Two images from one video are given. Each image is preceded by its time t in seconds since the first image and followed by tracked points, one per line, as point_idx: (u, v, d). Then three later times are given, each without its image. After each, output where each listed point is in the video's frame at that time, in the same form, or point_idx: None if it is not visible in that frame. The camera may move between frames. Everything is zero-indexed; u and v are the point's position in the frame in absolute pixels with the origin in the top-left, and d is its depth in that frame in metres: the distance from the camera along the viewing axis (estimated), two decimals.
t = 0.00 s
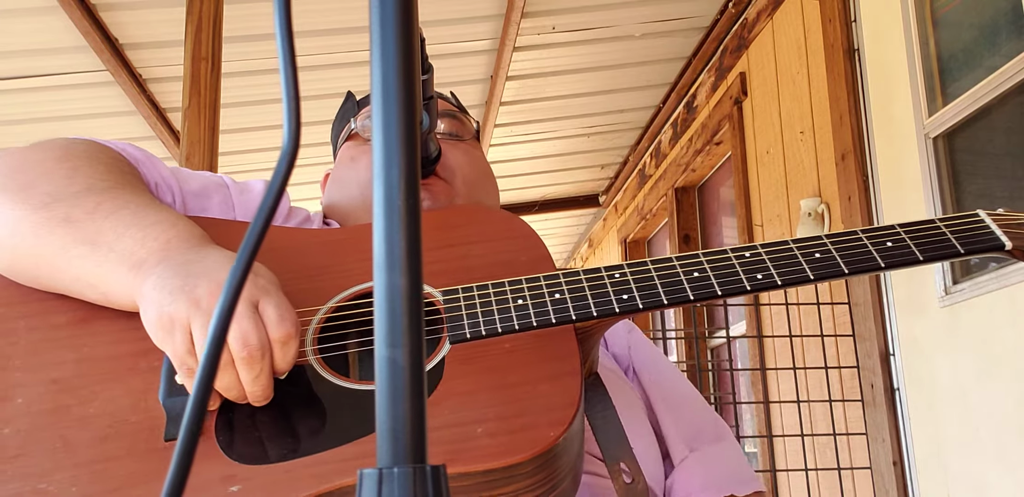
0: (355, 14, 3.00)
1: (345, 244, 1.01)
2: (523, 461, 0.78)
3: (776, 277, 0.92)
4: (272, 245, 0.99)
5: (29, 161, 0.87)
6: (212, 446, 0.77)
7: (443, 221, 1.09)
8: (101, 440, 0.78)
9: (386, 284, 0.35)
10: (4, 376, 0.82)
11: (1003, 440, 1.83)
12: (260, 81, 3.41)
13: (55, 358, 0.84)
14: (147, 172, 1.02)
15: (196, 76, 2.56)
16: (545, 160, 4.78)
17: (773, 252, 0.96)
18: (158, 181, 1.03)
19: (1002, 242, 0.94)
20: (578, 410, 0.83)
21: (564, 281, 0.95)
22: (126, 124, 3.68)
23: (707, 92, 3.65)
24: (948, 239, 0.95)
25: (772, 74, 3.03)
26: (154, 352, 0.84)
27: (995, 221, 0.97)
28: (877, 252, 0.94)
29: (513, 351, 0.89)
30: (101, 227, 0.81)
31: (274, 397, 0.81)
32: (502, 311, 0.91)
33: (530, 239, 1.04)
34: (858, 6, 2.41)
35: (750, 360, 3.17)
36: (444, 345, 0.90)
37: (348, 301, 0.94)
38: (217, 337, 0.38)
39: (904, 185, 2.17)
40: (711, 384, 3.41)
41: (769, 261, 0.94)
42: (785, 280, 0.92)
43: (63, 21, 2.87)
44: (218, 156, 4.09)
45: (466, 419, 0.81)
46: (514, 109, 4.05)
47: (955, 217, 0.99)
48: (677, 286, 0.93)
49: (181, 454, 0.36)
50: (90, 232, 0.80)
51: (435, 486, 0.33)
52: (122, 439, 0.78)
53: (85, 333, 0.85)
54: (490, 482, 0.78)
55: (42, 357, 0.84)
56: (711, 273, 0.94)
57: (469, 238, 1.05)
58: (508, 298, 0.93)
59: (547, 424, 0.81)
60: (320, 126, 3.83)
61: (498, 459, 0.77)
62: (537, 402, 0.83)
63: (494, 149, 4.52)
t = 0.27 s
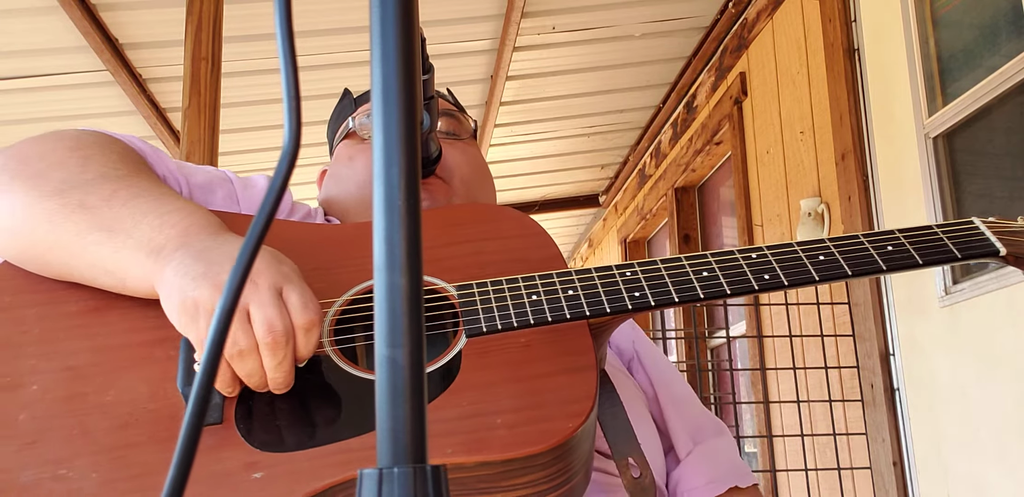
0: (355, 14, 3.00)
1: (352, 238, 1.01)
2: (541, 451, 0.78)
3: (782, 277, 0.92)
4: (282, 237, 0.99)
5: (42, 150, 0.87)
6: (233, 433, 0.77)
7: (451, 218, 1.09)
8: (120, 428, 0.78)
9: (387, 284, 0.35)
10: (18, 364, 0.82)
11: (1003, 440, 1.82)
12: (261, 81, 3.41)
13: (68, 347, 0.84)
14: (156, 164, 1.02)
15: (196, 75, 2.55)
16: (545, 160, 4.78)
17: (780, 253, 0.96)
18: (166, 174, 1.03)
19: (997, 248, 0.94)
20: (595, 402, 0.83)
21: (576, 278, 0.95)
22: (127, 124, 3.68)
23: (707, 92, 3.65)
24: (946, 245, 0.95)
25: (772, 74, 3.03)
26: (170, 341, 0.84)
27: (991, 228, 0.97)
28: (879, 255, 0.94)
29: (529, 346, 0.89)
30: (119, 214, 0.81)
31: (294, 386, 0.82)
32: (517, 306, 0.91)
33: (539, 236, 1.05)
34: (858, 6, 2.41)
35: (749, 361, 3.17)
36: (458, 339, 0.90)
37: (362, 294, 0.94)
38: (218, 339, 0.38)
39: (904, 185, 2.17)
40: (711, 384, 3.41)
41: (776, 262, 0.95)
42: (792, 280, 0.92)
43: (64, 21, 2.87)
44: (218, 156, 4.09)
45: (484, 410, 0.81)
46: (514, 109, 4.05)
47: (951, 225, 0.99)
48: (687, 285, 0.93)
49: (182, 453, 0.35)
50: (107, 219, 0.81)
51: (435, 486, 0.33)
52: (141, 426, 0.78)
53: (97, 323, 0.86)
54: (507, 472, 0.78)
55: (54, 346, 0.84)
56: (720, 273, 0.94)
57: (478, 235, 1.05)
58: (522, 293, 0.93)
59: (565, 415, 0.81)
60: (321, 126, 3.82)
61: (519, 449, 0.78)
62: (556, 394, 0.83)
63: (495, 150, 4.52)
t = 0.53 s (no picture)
0: (355, 14, 3.00)
1: (355, 236, 1.01)
2: (543, 447, 0.78)
3: (782, 282, 0.92)
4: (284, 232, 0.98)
5: (54, 139, 0.88)
6: (237, 423, 0.77)
7: (454, 217, 1.08)
8: (125, 415, 0.78)
9: (386, 284, 0.35)
10: (24, 351, 0.82)
11: (1003, 441, 1.82)
12: (261, 81, 3.41)
13: (73, 333, 0.84)
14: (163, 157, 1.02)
15: (196, 76, 2.55)
16: (546, 160, 4.78)
17: (780, 260, 0.96)
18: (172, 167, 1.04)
19: (994, 260, 0.95)
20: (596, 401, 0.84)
21: (579, 280, 0.95)
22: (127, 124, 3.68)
23: (707, 92, 3.65)
24: (944, 255, 0.95)
25: (772, 74, 3.03)
26: (174, 332, 0.84)
27: (988, 240, 0.97)
28: (877, 263, 0.94)
29: (532, 344, 0.88)
30: (129, 201, 0.81)
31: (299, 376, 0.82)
32: (520, 305, 0.91)
33: (541, 237, 1.05)
34: (858, 6, 2.41)
35: (749, 361, 3.17)
36: (462, 336, 0.89)
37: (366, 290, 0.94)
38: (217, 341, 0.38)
39: (904, 185, 2.17)
40: (710, 384, 3.41)
41: (776, 267, 0.95)
42: (791, 286, 0.92)
43: (63, 21, 2.87)
44: (218, 156, 4.09)
45: (487, 406, 0.81)
46: (514, 109, 4.05)
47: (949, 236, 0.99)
48: (688, 289, 0.93)
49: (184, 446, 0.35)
50: (118, 206, 0.81)
51: (435, 486, 0.33)
52: (145, 414, 0.78)
53: (106, 311, 0.85)
54: (508, 466, 0.79)
55: (61, 333, 0.84)
56: (721, 277, 0.94)
57: (481, 235, 1.05)
58: (525, 293, 0.93)
59: (567, 412, 0.81)
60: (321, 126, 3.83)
61: (520, 444, 0.78)
62: (556, 391, 0.83)
63: (495, 149, 4.52)
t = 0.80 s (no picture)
0: (355, 13, 2.99)
1: (349, 241, 0.99)
2: (540, 458, 0.78)
3: (783, 281, 0.91)
4: (276, 243, 0.97)
5: (40, 151, 0.87)
6: (229, 436, 0.77)
7: (449, 220, 1.07)
8: (115, 431, 0.78)
9: (386, 284, 0.33)
10: (12, 367, 0.82)
11: (1006, 441, 1.81)
12: (260, 81, 3.40)
13: (62, 348, 0.84)
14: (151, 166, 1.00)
15: (194, 75, 2.54)
16: (546, 160, 4.77)
17: (780, 257, 0.94)
18: (161, 175, 1.02)
19: (998, 252, 0.93)
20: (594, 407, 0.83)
21: (575, 282, 0.93)
22: (126, 124, 3.67)
23: (708, 92, 3.64)
24: (947, 248, 0.94)
25: (773, 74, 3.02)
26: (164, 345, 0.84)
27: (992, 231, 0.96)
28: (880, 259, 0.93)
29: (528, 349, 0.88)
30: (116, 215, 0.81)
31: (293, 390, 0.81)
32: (516, 310, 0.89)
33: (538, 239, 1.03)
34: (861, 5, 2.39)
35: (751, 361, 3.16)
36: (457, 344, 0.88)
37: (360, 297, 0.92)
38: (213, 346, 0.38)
39: (905, 185, 2.16)
40: (712, 384, 3.40)
41: (775, 265, 0.93)
42: (792, 285, 0.91)
43: (61, 20, 2.86)
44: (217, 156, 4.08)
45: (483, 415, 0.80)
46: (514, 109, 4.04)
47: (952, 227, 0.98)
48: (686, 289, 0.92)
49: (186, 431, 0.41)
50: (104, 220, 0.81)
51: (435, 488, 0.32)
52: (136, 430, 0.79)
53: (94, 325, 0.85)
54: (506, 477, 0.78)
55: (49, 348, 0.84)
56: (720, 277, 0.92)
57: (478, 237, 1.04)
58: (521, 296, 0.91)
59: (565, 420, 0.80)
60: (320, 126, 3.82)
61: (516, 455, 0.77)
62: (554, 399, 0.82)
63: (495, 149, 4.51)
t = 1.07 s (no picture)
0: (356, 14, 3.01)
1: (344, 251, 1.02)
2: (538, 460, 0.79)
3: (777, 272, 0.93)
4: (273, 255, 0.99)
5: (22, 175, 0.88)
6: (227, 452, 0.78)
7: (445, 225, 1.09)
8: (113, 452, 0.79)
9: (387, 284, 0.35)
10: (9, 390, 0.83)
11: (1003, 440, 1.83)
12: (260, 82, 3.42)
13: (61, 369, 0.85)
14: (140, 185, 1.03)
15: (197, 76, 2.56)
16: (546, 160, 4.78)
17: (773, 247, 0.96)
18: (151, 191, 1.04)
19: (994, 235, 0.95)
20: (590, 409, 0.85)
21: (570, 281, 0.96)
22: (127, 125, 3.68)
23: (707, 92, 3.66)
24: (941, 233, 0.96)
25: (771, 75, 3.03)
26: (160, 362, 0.85)
27: (985, 213, 0.97)
28: (873, 246, 0.95)
29: (524, 351, 0.90)
30: (97, 235, 0.82)
31: (288, 404, 0.83)
32: (510, 313, 0.91)
33: (533, 242, 1.05)
34: (857, 7, 2.41)
35: (749, 360, 3.18)
36: (452, 349, 0.90)
37: (355, 306, 0.95)
38: (219, 341, 0.40)
39: (903, 187, 2.18)
40: (710, 384, 3.42)
41: (770, 257, 0.95)
42: (786, 274, 0.93)
43: (65, 21, 2.88)
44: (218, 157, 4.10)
45: (480, 419, 0.82)
46: (514, 109, 4.05)
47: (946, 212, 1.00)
48: (681, 284, 0.94)
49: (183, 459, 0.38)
50: (86, 240, 0.81)
51: (435, 485, 0.34)
52: (134, 450, 0.79)
53: (87, 346, 0.87)
54: (506, 481, 0.79)
55: (47, 369, 0.85)
56: (714, 271, 0.94)
57: (472, 241, 1.06)
58: (514, 299, 0.93)
59: (562, 421, 0.82)
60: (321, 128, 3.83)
61: (515, 458, 0.79)
62: (549, 401, 0.84)
63: (495, 150, 4.52)
